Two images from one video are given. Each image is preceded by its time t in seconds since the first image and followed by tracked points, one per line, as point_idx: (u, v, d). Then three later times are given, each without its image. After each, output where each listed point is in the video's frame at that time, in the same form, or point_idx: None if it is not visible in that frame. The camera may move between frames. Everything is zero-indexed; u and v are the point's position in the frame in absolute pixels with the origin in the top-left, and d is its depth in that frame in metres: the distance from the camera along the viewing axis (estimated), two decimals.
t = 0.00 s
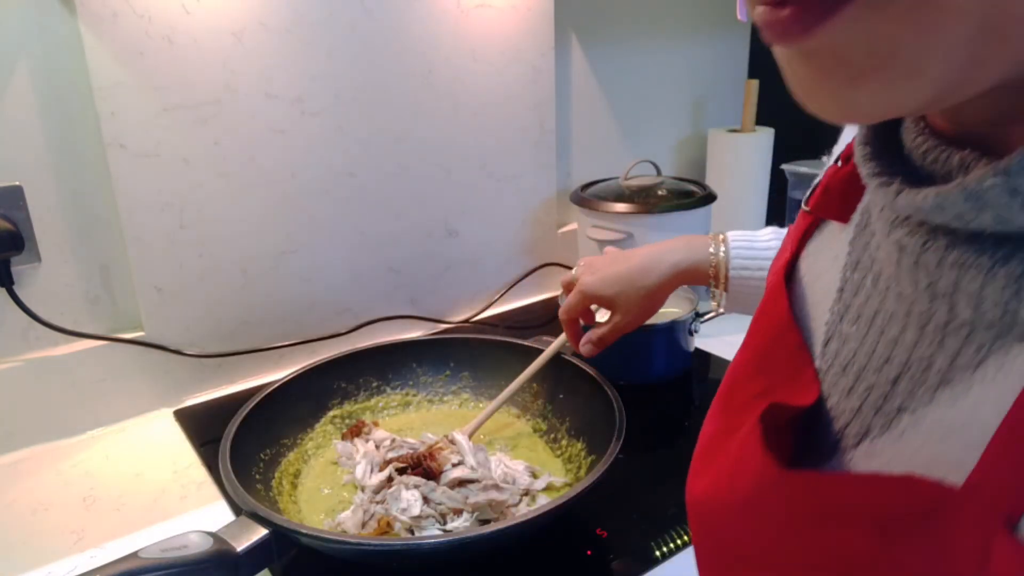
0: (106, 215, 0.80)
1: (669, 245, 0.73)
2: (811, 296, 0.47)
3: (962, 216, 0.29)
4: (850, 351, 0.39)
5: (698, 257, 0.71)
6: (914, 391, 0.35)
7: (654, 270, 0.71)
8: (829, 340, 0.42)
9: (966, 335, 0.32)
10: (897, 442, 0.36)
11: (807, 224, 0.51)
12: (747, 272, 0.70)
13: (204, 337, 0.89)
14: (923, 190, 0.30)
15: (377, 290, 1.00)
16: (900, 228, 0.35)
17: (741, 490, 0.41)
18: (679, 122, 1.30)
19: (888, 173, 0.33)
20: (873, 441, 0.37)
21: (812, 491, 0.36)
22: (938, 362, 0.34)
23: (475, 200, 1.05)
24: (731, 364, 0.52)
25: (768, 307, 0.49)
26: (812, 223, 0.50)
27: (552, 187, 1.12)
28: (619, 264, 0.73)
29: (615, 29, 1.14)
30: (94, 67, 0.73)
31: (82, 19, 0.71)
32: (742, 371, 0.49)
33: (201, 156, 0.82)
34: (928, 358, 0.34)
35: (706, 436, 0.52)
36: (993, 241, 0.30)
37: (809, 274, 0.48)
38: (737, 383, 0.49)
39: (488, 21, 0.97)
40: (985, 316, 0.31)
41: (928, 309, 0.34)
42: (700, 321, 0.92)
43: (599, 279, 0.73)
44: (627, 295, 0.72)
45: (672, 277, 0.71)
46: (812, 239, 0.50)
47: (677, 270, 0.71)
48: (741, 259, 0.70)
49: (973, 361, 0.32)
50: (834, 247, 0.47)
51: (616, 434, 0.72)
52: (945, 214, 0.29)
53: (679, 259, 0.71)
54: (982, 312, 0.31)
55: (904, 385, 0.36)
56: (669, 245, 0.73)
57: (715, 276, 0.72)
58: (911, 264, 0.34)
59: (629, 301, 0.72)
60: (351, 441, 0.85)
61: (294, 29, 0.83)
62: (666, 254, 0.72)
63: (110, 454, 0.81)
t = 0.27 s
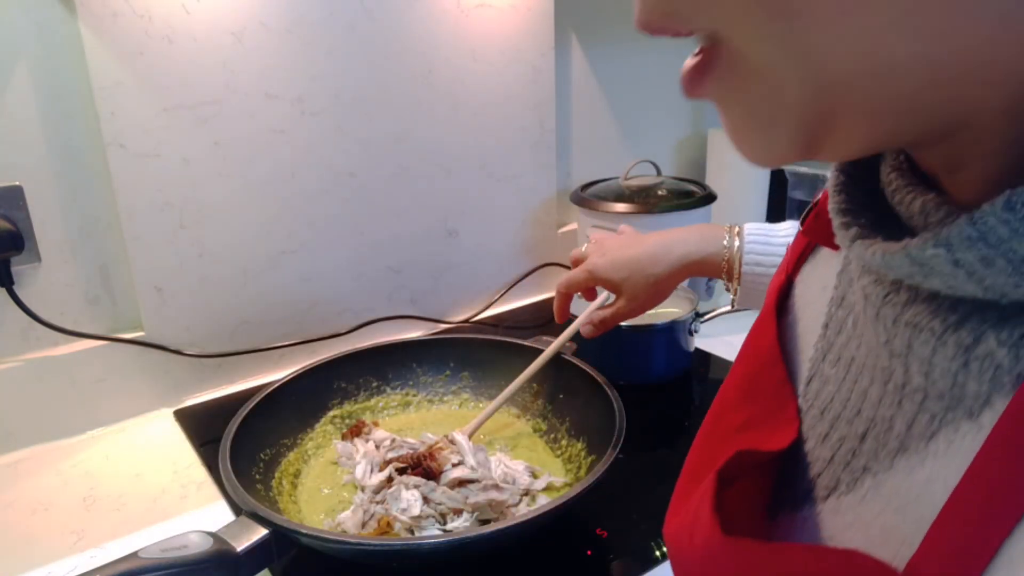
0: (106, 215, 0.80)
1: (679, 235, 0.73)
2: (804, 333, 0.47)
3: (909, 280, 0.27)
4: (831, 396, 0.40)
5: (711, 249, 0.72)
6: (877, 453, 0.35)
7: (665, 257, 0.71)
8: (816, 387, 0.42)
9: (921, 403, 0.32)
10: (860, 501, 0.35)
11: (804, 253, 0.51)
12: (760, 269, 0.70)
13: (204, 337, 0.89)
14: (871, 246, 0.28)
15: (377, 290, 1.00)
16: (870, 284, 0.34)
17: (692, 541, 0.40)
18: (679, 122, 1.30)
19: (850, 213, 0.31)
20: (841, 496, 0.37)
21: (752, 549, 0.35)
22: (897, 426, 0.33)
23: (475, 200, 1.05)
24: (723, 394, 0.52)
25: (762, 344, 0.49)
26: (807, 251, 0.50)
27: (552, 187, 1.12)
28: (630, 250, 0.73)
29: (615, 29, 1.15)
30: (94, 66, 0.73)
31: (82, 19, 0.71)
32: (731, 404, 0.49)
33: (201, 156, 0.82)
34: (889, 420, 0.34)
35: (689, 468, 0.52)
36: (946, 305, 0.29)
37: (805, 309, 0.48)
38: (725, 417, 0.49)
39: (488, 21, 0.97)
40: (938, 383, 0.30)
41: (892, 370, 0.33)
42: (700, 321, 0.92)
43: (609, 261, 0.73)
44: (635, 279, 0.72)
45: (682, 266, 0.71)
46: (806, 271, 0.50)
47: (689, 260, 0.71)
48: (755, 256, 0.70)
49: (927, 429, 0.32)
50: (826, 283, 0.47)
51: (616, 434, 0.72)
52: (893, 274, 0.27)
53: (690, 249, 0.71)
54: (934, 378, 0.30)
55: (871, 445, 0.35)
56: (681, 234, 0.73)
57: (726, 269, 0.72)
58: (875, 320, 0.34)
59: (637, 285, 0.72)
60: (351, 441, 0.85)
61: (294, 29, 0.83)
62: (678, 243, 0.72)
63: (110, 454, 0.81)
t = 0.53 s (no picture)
0: (106, 215, 0.80)
1: (657, 248, 0.73)
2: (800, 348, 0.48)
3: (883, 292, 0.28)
4: (824, 413, 0.41)
5: (688, 261, 0.72)
6: (859, 475, 0.36)
7: (640, 272, 0.72)
8: (811, 405, 0.43)
9: (896, 427, 0.33)
10: (844, 524, 0.37)
11: (804, 261, 0.50)
12: (744, 276, 0.70)
13: (204, 337, 0.89)
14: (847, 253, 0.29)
15: (377, 290, 1.00)
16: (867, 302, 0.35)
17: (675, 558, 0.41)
18: (680, 122, 1.30)
19: (838, 216, 0.31)
20: (827, 516, 0.39)
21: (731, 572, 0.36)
22: (877, 449, 0.34)
23: (474, 200, 1.05)
24: (720, 401, 0.53)
25: (759, 355, 0.50)
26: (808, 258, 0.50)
27: (552, 187, 1.12)
28: (606, 263, 0.74)
29: (615, 29, 1.14)
30: (94, 66, 0.73)
31: (82, 19, 0.71)
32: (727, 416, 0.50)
33: (200, 155, 0.82)
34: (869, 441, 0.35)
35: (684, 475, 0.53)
36: (935, 326, 0.30)
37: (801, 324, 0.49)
38: (719, 427, 0.50)
39: (488, 21, 0.97)
40: (913, 408, 0.31)
41: (875, 394, 0.34)
42: (700, 321, 0.92)
43: (584, 275, 0.74)
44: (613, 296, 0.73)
45: (657, 280, 0.72)
46: (807, 278, 0.50)
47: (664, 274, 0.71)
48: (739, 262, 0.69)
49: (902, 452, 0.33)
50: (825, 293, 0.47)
51: (616, 434, 0.72)
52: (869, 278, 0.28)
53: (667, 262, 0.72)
54: (912, 404, 0.31)
55: (855, 467, 0.36)
56: (655, 246, 0.73)
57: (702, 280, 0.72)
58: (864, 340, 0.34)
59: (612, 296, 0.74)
60: (351, 441, 0.85)
61: (293, 29, 0.83)
62: (652, 257, 0.72)
63: (110, 454, 0.81)
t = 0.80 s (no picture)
0: (106, 215, 0.80)
1: (601, 300, 0.76)
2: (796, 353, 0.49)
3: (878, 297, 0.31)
4: (818, 418, 0.43)
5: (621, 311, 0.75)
6: (856, 476, 0.38)
7: (586, 324, 0.74)
8: (808, 410, 0.45)
9: (892, 426, 0.35)
10: (841, 522, 0.39)
11: (797, 270, 0.51)
12: (679, 320, 0.73)
13: (204, 337, 0.89)
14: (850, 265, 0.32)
15: (376, 290, 1.00)
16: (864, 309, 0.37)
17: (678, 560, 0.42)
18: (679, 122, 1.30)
19: (830, 237, 0.35)
20: (824, 517, 0.41)
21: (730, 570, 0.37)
22: (874, 448, 0.37)
23: (474, 200, 1.05)
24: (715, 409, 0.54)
25: (752, 360, 0.50)
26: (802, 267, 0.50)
27: (551, 187, 1.12)
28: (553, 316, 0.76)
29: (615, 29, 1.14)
30: (94, 66, 0.73)
31: (81, 18, 0.71)
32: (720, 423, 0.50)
33: (200, 155, 0.82)
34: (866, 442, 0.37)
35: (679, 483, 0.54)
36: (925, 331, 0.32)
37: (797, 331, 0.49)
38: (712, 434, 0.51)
39: (488, 21, 0.97)
40: (906, 407, 0.34)
41: (871, 398, 0.37)
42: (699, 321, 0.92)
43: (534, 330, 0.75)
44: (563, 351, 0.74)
45: (602, 331, 0.74)
46: (804, 286, 0.50)
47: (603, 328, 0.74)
48: (664, 309, 0.73)
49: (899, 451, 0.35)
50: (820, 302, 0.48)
51: (616, 434, 0.72)
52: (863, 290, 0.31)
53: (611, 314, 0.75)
54: (906, 405, 0.34)
55: (851, 468, 0.39)
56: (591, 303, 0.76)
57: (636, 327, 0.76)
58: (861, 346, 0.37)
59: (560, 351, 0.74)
60: (351, 441, 0.85)
61: (293, 29, 0.83)
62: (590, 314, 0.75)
63: (109, 454, 0.81)
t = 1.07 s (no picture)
0: (106, 215, 0.80)
1: (590, 301, 0.77)
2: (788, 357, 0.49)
3: (863, 300, 0.31)
4: (813, 420, 0.43)
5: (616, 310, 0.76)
6: (851, 473, 0.38)
7: (576, 324, 0.75)
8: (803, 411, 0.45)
9: (884, 423, 0.35)
10: (837, 519, 0.39)
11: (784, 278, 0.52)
12: (669, 314, 0.73)
13: (203, 337, 0.89)
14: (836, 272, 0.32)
15: (376, 290, 1.00)
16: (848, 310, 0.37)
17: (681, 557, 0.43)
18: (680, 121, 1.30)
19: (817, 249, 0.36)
20: (821, 515, 0.41)
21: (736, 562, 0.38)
22: (868, 446, 0.36)
23: (474, 200, 1.05)
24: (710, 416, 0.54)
25: (747, 371, 0.51)
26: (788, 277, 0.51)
27: (551, 187, 1.12)
28: (541, 319, 0.78)
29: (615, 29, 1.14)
30: (94, 65, 0.73)
31: (81, 18, 0.71)
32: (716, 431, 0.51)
33: (200, 155, 0.82)
34: (860, 439, 0.37)
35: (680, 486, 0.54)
36: (911, 329, 0.32)
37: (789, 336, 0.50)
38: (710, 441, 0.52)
39: (488, 21, 0.97)
40: (898, 404, 0.34)
41: (864, 396, 0.37)
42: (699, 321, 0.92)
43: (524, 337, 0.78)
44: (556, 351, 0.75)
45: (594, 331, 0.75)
46: (793, 293, 0.51)
47: (598, 325, 0.75)
48: (656, 304, 0.73)
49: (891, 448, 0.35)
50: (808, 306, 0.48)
51: (616, 434, 0.72)
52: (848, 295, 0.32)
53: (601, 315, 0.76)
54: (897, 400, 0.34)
55: (847, 465, 0.38)
56: (588, 303, 0.77)
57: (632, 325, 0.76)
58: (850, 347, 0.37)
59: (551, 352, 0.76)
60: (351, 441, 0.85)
61: (293, 29, 0.83)
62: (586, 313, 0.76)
63: (110, 454, 0.81)
